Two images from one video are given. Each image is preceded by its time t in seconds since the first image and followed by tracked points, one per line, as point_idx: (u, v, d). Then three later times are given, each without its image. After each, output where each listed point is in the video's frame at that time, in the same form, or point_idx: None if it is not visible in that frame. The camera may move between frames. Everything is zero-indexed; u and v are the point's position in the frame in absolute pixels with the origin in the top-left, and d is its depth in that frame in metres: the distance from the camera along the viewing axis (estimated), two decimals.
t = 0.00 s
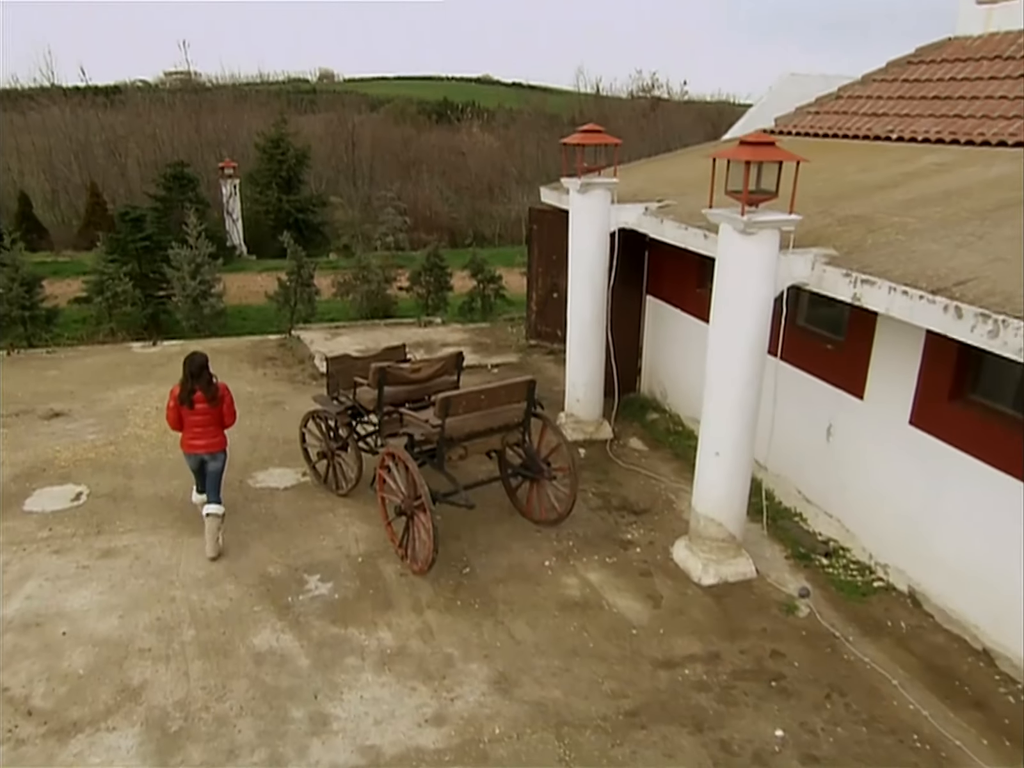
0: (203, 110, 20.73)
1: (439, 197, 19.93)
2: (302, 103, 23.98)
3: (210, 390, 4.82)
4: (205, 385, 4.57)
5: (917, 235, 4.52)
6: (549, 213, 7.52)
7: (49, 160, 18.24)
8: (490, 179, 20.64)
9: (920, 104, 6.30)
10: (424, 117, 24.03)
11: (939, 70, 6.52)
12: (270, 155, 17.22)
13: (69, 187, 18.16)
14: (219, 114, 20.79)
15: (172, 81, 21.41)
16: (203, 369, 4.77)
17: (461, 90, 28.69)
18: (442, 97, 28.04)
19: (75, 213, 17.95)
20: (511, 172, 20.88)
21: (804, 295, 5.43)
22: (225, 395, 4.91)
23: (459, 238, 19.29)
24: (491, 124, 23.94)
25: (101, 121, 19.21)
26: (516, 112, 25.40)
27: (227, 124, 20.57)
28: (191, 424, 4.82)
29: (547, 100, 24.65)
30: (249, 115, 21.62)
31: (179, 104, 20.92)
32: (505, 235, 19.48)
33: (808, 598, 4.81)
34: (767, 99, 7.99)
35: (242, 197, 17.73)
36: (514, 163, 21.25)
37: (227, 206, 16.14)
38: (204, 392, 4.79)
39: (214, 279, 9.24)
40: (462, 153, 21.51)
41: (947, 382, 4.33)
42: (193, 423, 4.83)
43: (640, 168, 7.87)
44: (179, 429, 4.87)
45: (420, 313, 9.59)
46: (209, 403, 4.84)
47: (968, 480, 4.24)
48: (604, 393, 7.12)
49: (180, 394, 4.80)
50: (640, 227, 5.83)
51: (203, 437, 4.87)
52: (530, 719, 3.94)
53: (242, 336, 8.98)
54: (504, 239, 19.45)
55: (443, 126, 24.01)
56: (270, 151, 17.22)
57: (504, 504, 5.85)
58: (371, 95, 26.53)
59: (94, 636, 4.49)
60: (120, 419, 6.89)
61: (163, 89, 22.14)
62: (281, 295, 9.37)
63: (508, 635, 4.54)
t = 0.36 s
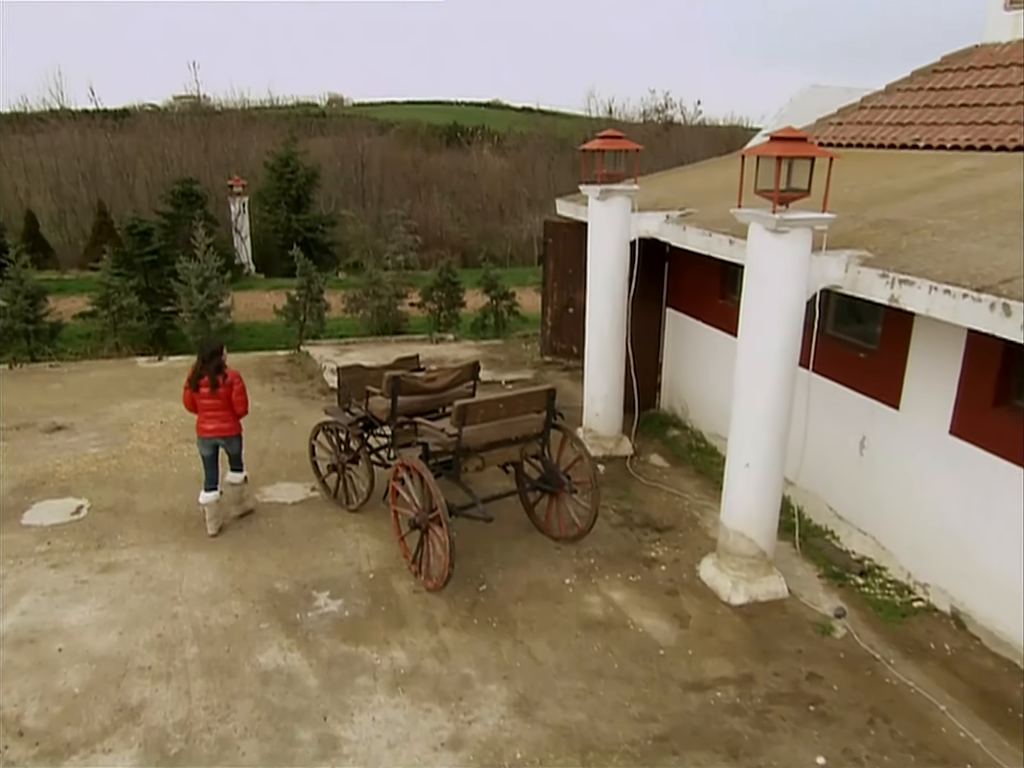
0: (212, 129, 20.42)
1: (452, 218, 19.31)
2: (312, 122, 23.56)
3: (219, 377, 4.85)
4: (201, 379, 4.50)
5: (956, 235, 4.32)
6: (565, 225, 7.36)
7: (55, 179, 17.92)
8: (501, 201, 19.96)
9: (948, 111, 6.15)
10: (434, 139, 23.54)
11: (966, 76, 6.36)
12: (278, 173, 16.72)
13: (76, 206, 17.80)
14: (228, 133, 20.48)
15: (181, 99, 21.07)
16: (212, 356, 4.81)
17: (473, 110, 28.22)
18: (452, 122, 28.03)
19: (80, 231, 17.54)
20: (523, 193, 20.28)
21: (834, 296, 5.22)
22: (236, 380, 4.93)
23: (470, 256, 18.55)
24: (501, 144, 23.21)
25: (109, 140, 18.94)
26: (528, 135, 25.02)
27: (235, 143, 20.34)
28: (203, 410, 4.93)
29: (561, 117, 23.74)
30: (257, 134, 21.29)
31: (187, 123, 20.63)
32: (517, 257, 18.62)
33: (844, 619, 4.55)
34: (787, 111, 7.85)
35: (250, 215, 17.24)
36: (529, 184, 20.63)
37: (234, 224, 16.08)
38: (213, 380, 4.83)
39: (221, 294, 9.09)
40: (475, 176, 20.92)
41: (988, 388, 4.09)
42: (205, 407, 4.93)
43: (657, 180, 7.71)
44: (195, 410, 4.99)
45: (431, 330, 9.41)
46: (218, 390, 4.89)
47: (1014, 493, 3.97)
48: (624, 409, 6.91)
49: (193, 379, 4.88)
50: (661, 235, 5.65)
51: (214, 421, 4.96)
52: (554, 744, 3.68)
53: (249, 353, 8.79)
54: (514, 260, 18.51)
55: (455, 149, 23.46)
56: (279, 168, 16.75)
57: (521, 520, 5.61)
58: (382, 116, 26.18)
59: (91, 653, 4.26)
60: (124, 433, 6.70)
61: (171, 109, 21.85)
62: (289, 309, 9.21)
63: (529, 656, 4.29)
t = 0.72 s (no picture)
0: (220, 147, 19.55)
1: (463, 238, 18.01)
2: (318, 138, 21.49)
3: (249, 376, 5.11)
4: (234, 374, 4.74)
5: (995, 237, 4.16)
6: (580, 240, 7.23)
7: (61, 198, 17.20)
8: (513, 223, 18.63)
9: (975, 122, 6.01)
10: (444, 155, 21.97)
11: (994, 86, 6.20)
12: (287, 194, 15.71)
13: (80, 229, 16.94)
14: (237, 150, 19.35)
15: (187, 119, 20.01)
16: (242, 356, 5.07)
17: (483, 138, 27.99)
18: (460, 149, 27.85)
19: (87, 254, 16.67)
20: (537, 210, 18.78)
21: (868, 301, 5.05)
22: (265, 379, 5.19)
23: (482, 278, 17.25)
24: (511, 170, 21.19)
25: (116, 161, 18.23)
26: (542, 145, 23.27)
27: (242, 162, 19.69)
28: (235, 408, 5.18)
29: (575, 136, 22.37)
30: (265, 155, 20.27)
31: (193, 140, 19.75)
32: (530, 282, 17.39)
33: (882, 641, 4.31)
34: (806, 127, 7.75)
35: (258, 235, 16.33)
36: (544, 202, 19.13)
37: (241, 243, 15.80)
38: (244, 379, 5.09)
39: (229, 311, 8.93)
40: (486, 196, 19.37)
41: None
42: (236, 406, 5.18)
43: (674, 195, 7.59)
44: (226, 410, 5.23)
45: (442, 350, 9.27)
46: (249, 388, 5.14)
47: None
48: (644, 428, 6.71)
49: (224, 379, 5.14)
50: (682, 245, 5.54)
51: (246, 419, 5.20)
52: None
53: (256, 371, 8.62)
54: (527, 284, 17.26)
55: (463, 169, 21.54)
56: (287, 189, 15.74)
57: (539, 539, 5.39)
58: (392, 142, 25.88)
59: (87, 672, 4.03)
60: (126, 450, 6.52)
61: (181, 135, 21.80)
62: (297, 327, 9.07)
63: (550, 677, 4.05)
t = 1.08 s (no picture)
0: (228, 161, 18.22)
1: (470, 255, 16.40)
2: (328, 161, 19.97)
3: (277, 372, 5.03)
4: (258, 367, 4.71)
5: None
6: (595, 251, 7.13)
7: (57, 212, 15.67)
8: (522, 240, 16.86)
9: (1002, 127, 5.92)
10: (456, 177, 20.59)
11: (1021, 90, 6.10)
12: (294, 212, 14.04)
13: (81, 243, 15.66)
14: (246, 169, 18.09)
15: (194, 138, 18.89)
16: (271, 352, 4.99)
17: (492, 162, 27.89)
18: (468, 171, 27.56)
19: (91, 274, 15.24)
20: (545, 230, 17.08)
21: (898, 302, 4.90)
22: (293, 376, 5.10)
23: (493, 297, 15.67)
24: (521, 190, 19.71)
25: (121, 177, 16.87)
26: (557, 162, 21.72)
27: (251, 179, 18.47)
28: (263, 403, 5.10)
29: (586, 159, 21.26)
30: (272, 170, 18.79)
31: (198, 157, 18.25)
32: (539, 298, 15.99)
33: (920, 658, 4.10)
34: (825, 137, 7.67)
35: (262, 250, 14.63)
36: (557, 220, 17.23)
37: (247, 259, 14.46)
38: (271, 375, 5.01)
39: (235, 323, 8.82)
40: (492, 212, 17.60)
41: None
42: (264, 401, 5.11)
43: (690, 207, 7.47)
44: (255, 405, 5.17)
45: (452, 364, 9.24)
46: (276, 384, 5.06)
47: None
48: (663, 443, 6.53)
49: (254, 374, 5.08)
50: (702, 252, 5.43)
51: (273, 414, 5.12)
52: None
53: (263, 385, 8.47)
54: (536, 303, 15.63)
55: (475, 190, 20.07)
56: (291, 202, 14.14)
57: (557, 553, 5.20)
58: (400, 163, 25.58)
59: (84, 684, 3.84)
60: (129, 462, 6.36)
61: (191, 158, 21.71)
62: (306, 340, 8.95)
63: (570, 693, 3.84)
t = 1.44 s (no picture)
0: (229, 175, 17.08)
1: (476, 272, 15.91)
2: (331, 180, 18.42)
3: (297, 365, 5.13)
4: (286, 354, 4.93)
5: None
6: (603, 263, 7.03)
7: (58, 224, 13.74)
8: (528, 259, 16.29)
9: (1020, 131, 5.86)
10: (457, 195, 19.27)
11: None
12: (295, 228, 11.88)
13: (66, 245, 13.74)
14: (247, 184, 16.53)
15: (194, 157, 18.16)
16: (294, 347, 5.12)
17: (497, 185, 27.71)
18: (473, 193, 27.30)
19: (88, 289, 13.44)
20: (552, 249, 16.49)
21: (920, 304, 4.77)
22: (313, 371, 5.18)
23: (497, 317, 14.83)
24: (524, 211, 18.58)
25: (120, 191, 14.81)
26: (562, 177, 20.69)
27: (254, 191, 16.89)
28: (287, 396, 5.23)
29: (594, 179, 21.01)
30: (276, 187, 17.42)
31: (199, 174, 15.87)
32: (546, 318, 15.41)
33: (951, 674, 3.91)
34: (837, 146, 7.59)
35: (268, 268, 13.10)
36: (564, 240, 16.68)
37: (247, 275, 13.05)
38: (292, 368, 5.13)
39: (236, 337, 8.68)
40: (498, 230, 16.93)
41: None
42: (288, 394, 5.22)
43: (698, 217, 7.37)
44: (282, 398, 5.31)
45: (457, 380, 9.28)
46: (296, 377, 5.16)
47: None
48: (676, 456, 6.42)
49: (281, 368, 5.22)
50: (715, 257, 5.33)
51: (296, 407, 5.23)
52: None
53: (263, 399, 8.31)
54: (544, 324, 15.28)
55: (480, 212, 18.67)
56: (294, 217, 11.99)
57: (567, 567, 5.02)
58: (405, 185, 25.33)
59: (72, 699, 3.66)
60: (125, 474, 6.19)
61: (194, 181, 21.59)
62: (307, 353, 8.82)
63: (583, 707, 3.65)
